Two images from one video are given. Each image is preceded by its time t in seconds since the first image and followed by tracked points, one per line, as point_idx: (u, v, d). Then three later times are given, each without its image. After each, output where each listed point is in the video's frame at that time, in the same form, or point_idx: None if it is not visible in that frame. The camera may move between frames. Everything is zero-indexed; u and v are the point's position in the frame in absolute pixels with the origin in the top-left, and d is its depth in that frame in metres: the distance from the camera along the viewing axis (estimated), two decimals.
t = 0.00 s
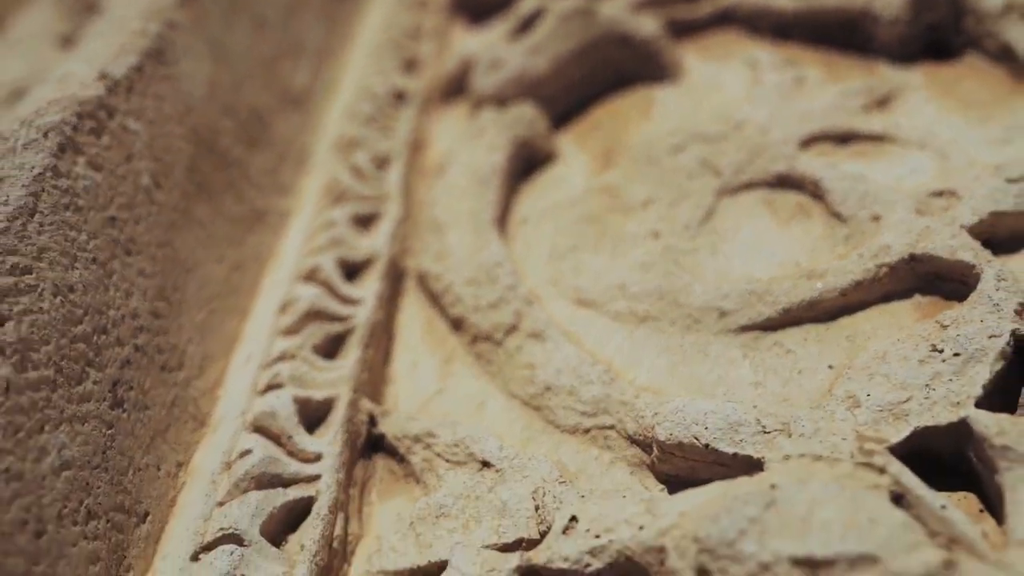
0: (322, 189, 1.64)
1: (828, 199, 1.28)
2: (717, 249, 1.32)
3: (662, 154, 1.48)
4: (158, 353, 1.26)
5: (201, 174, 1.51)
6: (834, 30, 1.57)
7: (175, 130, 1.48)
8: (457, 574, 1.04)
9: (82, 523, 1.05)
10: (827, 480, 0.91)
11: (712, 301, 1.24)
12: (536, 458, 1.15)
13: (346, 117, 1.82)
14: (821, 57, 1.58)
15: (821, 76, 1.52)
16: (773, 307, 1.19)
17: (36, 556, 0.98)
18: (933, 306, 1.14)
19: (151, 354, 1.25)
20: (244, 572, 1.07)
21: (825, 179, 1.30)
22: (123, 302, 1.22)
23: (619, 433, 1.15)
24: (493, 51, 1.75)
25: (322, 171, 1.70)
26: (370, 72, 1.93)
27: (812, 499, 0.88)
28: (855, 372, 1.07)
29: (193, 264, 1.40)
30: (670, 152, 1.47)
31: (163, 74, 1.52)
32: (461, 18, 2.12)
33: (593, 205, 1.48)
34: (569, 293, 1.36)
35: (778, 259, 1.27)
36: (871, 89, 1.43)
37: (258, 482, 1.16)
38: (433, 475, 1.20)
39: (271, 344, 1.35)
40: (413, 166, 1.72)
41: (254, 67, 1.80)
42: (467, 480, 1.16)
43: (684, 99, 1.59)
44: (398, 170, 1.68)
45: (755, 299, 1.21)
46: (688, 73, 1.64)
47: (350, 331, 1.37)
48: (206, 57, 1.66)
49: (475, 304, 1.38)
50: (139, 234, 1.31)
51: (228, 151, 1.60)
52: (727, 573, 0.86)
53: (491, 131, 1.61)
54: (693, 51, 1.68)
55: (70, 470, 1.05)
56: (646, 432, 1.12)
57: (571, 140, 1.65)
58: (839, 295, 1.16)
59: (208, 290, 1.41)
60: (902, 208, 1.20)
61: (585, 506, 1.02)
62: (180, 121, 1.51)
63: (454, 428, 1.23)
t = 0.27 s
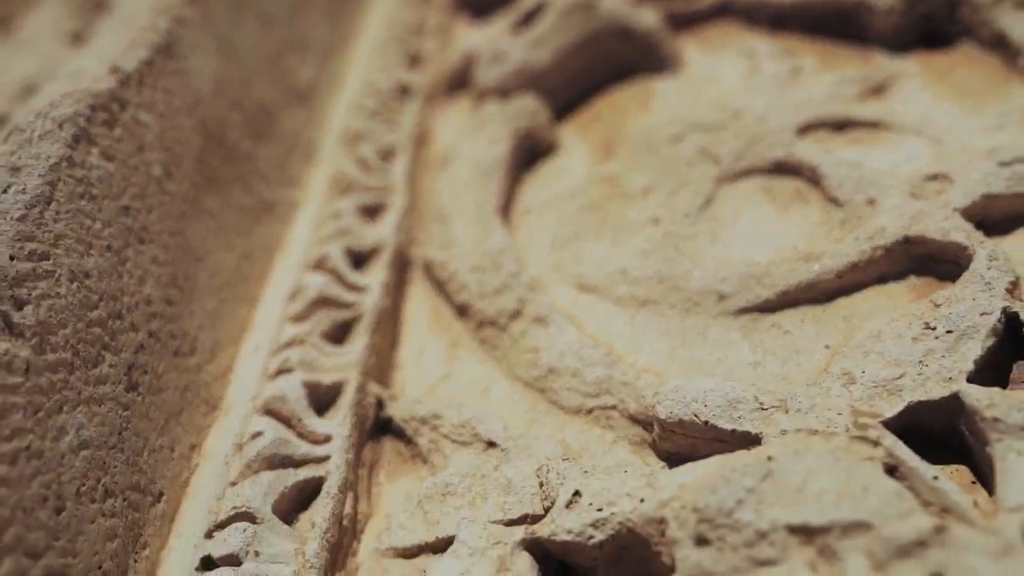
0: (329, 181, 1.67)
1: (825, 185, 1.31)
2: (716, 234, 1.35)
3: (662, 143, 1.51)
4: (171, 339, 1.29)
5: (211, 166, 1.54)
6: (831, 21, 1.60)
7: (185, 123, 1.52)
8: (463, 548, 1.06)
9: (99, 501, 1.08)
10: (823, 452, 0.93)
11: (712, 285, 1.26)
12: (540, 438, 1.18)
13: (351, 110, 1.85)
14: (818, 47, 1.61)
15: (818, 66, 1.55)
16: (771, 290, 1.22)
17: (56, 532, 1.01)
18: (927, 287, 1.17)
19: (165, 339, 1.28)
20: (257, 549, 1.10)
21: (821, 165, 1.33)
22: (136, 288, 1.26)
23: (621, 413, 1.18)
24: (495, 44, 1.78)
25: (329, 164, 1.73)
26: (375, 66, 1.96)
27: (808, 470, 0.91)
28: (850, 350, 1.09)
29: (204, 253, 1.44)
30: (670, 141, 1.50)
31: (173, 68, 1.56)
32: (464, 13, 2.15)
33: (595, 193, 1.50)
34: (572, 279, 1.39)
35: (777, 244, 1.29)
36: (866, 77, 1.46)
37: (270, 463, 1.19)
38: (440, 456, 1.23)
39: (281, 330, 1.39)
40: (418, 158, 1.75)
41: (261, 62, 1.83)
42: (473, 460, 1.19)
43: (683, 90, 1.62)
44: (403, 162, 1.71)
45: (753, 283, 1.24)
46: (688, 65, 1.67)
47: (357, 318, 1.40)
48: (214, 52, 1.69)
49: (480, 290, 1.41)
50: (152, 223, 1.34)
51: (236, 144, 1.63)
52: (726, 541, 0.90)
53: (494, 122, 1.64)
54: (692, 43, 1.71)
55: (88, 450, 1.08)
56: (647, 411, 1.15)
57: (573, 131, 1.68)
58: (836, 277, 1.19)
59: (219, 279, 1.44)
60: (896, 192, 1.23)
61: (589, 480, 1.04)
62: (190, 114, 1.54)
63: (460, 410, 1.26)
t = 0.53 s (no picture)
0: (336, 175, 1.70)
1: (824, 174, 1.33)
2: (716, 223, 1.37)
3: (664, 135, 1.53)
4: (182, 328, 1.32)
5: (219, 160, 1.57)
6: (830, 14, 1.62)
7: (194, 117, 1.54)
8: (470, 529, 1.07)
9: (114, 485, 1.11)
10: (821, 431, 0.96)
11: (712, 272, 1.29)
12: (544, 423, 1.20)
13: (357, 106, 1.87)
14: (817, 39, 1.63)
15: (817, 59, 1.57)
16: (770, 277, 1.24)
17: (73, 513, 1.04)
18: (924, 273, 1.19)
19: (176, 329, 1.31)
20: (268, 531, 1.13)
21: (820, 155, 1.35)
22: (148, 279, 1.28)
23: (624, 399, 1.21)
24: (498, 39, 1.80)
25: (336, 158, 1.76)
26: (380, 61, 1.98)
27: (806, 449, 0.93)
28: (848, 334, 1.12)
29: (214, 244, 1.46)
30: (671, 133, 1.52)
31: (182, 63, 1.58)
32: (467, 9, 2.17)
33: (597, 184, 1.53)
34: (575, 268, 1.41)
35: (776, 232, 1.32)
36: (865, 69, 1.48)
37: (280, 448, 1.22)
38: (447, 441, 1.25)
39: (290, 320, 1.41)
40: (423, 152, 1.77)
41: (268, 58, 1.86)
42: (479, 445, 1.21)
43: (684, 83, 1.64)
44: (408, 155, 1.73)
45: (753, 270, 1.26)
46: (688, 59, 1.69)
47: (364, 308, 1.43)
48: (222, 48, 1.72)
49: (485, 280, 1.43)
50: (162, 215, 1.37)
51: (244, 138, 1.66)
52: (726, 518, 0.92)
53: (498, 116, 1.66)
54: (692, 36, 1.73)
55: (103, 435, 1.11)
56: (649, 396, 1.17)
57: (575, 124, 1.70)
58: (833, 263, 1.21)
59: (229, 270, 1.47)
60: (893, 181, 1.25)
61: (592, 462, 1.06)
62: (199, 109, 1.57)
63: (466, 397, 1.29)
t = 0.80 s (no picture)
0: (343, 169, 1.73)
1: (823, 163, 1.36)
2: (717, 212, 1.40)
3: (665, 127, 1.55)
4: (195, 318, 1.35)
5: (229, 155, 1.60)
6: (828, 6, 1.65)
7: (205, 113, 1.58)
8: (478, 508, 1.10)
9: (132, 468, 1.14)
10: (818, 409, 0.98)
11: (714, 260, 1.31)
12: (549, 407, 1.23)
13: (363, 101, 1.90)
14: (816, 31, 1.65)
15: (816, 50, 1.60)
16: (770, 263, 1.27)
17: (93, 495, 1.07)
18: (920, 257, 1.21)
19: (189, 319, 1.34)
20: (281, 513, 1.15)
21: (818, 144, 1.38)
22: (162, 270, 1.32)
23: (627, 383, 1.23)
24: (502, 35, 1.83)
25: (343, 153, 1.79)
26: (385, 58, 2.01)
27: (804, 427, 0.96)
28: (846, 317, 1.14)
29: (225, 237, 1.49)
30: (672, 125, 1.55)
31: (192, 60, 1.61)
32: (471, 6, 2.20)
33: (600, 176, 1.55)
34: (579, 258, 1.44)
35: (776, 220, 1.34)
36: (862, 60, 1.51)
37: (291, 433, 1.25)
38: (454, 426, 1.28)
39: (299, 310, 1.44)
40: (428, 146, 1.80)
41: (275, 55, 1.89)
42: (487, 429, 1.24)
43: (685, 75, 1.66)
44: (414, 149, 1.76)
45: (753, 257, 1.29)
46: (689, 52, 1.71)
47: (372, 298, 1.46)
48: (231, 45, 1.75)
49: (490, 270, 1.46)
50: (175, 208, 1.40)
51: (254, 134, 1.69)
52: (726, 494, 0.95)
53: (502, 110, 1.69)
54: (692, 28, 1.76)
55: (120, 420, 1.14)
56: (652, 379, 1.20)
57: (578, 117, 1.73)
58: (832, 249, 1.24)
59: (240, 262, 1.50)
60: (890, 168, 1.28)
61: (597, 443, 1.09)
62: (209, 105, 1.60)
63: (473, 383, 1.32)
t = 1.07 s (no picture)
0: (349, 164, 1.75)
1: (823, 154, 1.38)
2: (719, 204, 1.42)
3: (668, 120, 1.58)
4: (205, 311, 1.38)
5: (238, 151, 1.63)
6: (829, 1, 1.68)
7: (214, 110, 1.60)
8: (486, 493, 1.12)
9: (147, 456, 1.17)
10: (818, 393, 1.01)
11: (716, 251, 1.34)
12: (555, 396, 1.25)
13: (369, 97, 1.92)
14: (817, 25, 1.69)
15: (816, 44, 1.64)
16: (772, 253, 1.29)
17: (110, 483, 1.09)
18: (918, 246, 1.23)
19: (200, 311, 1.37)
20: (293, 500, 1.18)
21: (818, 136, 1.40)
22: (174, 263, 1.34)
23: (631, 370, 1.25)
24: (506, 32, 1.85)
25: (349, 148, 1.81)
26: (390, 54, 2.03)
27: (804, 410, 0.99)
28: (847, 305, 1.16)
29: (234, 232, 1.52)
30: (675, 118, 1.57)
31: (201, 58, 1.64)
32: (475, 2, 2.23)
33: (603, 169, 1.58)
34: (583, 250, 1.46)
35: (777, 211, 1.36)
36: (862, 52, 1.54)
37: (302, 423, 1.27)
38: (462, 415, 1.31)
39: (308, 303, 1.47)
40: (434, 141, 1.82)
41: (282, 53, 1.91)
42: (494, 418, 1.27)
43: (687, 70, 1.68)
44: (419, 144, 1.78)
45: (754, 247, 1.31)
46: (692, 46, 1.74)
47: (379, 291, 1.48)
48: (238, 43, 1.77)
49: (496, 262, 1.48)
50: (185, 203, 1.42)
51: (261, 131, 1.72)
52: (728, 477, 0.97)
53: (507, 106, 1.72)
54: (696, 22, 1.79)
55: (135, 409, 1.17)
56: (655, 367, 1.22)
57: (584, 112, 1.77)
58: (832, 239, 1.26)
59: (250, 257, 1.53)
60: (888, 159, 1.30)
61: (603, 429, 1.11)
62: (218, 103, 1.63)
63: (480, 372, 1.34)
